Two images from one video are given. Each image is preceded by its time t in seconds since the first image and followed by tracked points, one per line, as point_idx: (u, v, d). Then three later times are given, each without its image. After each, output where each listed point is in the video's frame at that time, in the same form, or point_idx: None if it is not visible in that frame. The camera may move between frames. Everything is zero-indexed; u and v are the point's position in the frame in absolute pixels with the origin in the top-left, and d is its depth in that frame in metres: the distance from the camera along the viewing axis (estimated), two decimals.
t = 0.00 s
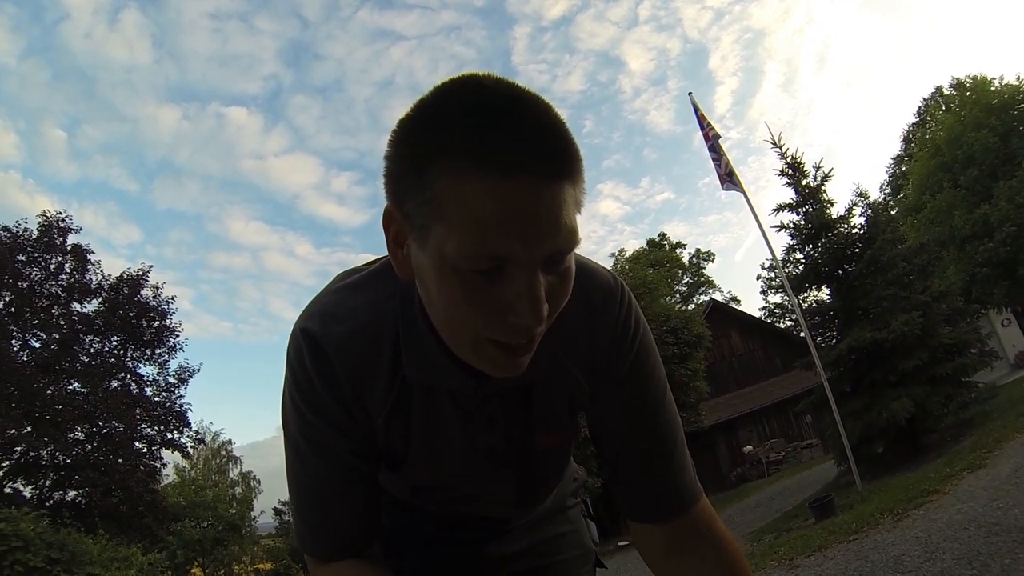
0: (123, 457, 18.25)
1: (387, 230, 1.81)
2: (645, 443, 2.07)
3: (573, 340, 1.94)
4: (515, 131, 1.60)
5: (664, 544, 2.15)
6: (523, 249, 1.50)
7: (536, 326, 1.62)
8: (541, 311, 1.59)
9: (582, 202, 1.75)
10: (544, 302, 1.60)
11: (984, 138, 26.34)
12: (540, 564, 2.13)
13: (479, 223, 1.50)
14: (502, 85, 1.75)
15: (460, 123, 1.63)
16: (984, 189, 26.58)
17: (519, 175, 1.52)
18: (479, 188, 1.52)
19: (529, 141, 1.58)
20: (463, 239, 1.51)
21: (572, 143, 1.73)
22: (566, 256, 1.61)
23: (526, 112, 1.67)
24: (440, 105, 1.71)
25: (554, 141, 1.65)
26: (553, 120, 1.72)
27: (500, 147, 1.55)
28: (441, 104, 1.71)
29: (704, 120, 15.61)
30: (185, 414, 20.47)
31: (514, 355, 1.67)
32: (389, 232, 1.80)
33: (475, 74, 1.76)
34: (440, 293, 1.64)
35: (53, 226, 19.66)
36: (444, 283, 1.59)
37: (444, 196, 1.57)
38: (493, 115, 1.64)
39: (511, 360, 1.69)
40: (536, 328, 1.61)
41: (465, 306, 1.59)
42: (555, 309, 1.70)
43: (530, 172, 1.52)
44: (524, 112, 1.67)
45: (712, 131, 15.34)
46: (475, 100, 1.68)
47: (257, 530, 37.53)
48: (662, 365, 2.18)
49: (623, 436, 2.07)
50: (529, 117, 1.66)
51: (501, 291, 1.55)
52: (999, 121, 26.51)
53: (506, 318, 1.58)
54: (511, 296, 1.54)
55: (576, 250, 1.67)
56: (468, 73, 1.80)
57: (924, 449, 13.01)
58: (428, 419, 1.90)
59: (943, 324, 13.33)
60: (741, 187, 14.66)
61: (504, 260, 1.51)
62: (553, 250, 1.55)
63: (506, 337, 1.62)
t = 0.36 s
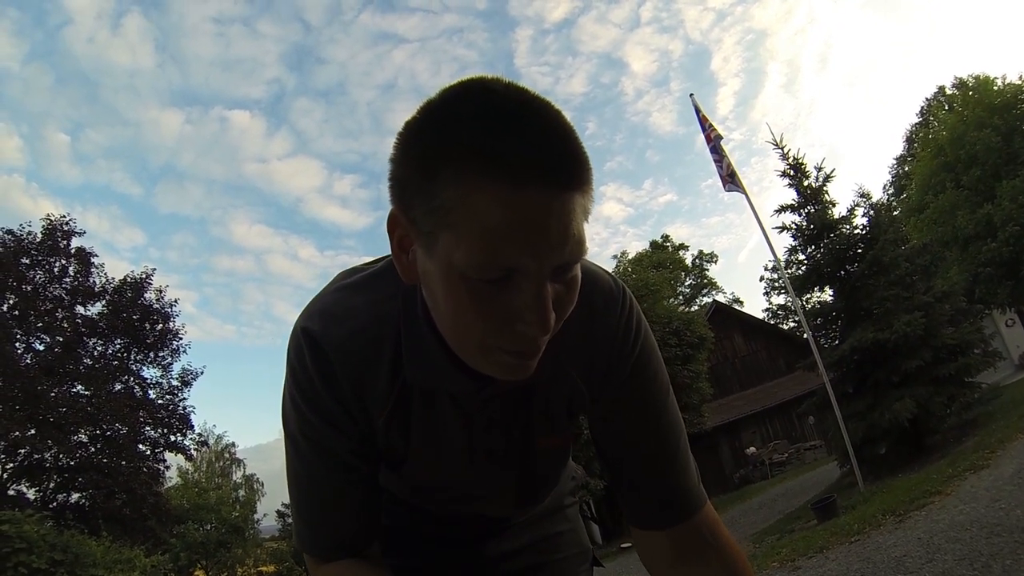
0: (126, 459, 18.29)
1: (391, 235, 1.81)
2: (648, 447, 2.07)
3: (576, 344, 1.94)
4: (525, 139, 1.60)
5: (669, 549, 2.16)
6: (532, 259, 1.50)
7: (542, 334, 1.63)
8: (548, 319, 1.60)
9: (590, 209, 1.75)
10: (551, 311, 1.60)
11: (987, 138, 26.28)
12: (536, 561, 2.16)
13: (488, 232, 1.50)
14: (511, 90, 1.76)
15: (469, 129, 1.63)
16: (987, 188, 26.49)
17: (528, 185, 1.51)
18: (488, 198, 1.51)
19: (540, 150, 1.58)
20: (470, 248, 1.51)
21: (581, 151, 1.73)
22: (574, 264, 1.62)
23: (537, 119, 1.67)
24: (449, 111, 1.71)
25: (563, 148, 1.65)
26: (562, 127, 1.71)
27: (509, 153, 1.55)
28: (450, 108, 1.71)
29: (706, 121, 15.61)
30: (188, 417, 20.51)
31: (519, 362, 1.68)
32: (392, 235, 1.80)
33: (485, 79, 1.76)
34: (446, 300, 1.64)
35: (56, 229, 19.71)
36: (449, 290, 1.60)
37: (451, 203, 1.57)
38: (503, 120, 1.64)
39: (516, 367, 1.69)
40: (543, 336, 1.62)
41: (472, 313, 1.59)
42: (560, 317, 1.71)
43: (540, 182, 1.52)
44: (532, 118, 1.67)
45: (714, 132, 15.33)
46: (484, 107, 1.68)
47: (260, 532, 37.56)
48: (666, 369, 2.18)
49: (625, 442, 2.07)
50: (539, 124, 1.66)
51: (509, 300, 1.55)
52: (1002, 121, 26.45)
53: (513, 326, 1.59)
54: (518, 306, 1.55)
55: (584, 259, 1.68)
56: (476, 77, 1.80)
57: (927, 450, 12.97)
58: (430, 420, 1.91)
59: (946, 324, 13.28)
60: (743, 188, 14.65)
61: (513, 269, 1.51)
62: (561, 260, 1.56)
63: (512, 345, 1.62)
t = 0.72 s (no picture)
0: (134, 470, 18.37)
1: (393, 240, 1.81)
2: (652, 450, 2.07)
3: (578, 350, 1.94)
4: (529, 148, 1.60)
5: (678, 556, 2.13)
6: (536, 271, 1.50)
7: (545, 343, 1.63)
8: (551, 328, 1.60)
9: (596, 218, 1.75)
10: (555, 320, 1.61)
11: (986, 125, 26.23)
12: (533, 559, 2.17)
13: (492, 245, 1.49)
14: (516, 98, 1.76)
15: (474, 139, 1.63)
16: (988, 176, 26.43)
17: (534, 196, 1.51)
18: (493, 209, 1.51)
19: (545, 161, 1.58)
20: (473, 261, 1.52)
21: (587, 159, 1.73)
22: (578, 275, 1.62)
23: (543, 130, 1.67)
24: (454, 118, 1.72)
25: (568, 159, 1.64)
26: (567, 136, 1.72)
27: (515, 164, 1.55)
28: (455, 116, 1.72)
29: (703, 117, 15.62)
30: (195, 426, 20.59)
31: (522, 369, 1.69)
32: (393, 242, 1.81)
33: (492, 88, 1.77)
34: (448, 309, 1.65)
35: (59, 243, 19.80)
36: (452, 300, 1.61)
37: (455, 214, 1.56)
38: (509, 131, 1.64)
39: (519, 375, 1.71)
40: (545, 345, 1.63)
41: (476, 322, 1.60)
42: (564, 325, 1.71)
43: (544, 194, 1.52)
44: (538, 128, 1.67)
45: (711, 128, 15.33)
46: (490, 117, 1.67)
47: (270, 539, 37.66)
48: (669, 372, 2.18)
49: (629, 444, 2.07)
50: (545, 134, 1.66)
51: (513, 310, 1.56)
52: (1001, 108, 26.40)
53: (516, 336, 1.60)
54: (521, 316, 1.56)
55: (587, 269, 1.68)
56: (482, 86, 1.80)
57: (933, 440, 12.95)
58: (429, 422, 1.92)
59: (950, 313, 13.25)
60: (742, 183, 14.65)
61: (517, 281, 1.51)
62: (565, 272, 1.56)
63: (514, 353, 1.63)
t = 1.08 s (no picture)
0: (142, 478, 18.36)
1: (395, 243, 1.81)
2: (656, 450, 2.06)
3: (582, 352, 1.94)
4: (532, 154, 1.60)
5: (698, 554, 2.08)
6: (540, 278, 1.50)
7: (547, 349, 1.63)
8: (554, 333, 1.60)
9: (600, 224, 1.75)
10: (558, 325, 1.61)
11: (986, 113, 26.13)
12: (536, 558, 2.15)
13: (495, 251, 1.50)
14: (518, 101, 1.75)
15: (478, 146, 1.63)
16: (989, 164, 26.32)
17: (537, 203, 1.51)
18: (496, 216, 1.51)
19: (549, 168, 1.57)
20: (476, 266, 1.52)
21: (590, 165, 1.73)
22: (581, 279, 1.62)
23: (546, 136, 1.67)
24: (456, 123, 1.71)
25: (572, 165, 1.64)
26: (570, 141, 1.71)
27: (517, 170, 1.55)
28: (457, 121, 1.72)
29: (702, 113, 15.60)
30: (202, 433, 20.64)
31: (525, 375, 1.70)
32: (395, 246, 1.81)
33: (495, 93, 1.77)
34: (451, 315, 1.65)
35: (63, 254, 19.89)
36: (456, 306, 1.61)
37: (458, 220, 1.56)
38: (513, 137, 1.63)
39: (521, 379, 1.71)
40: (548, 350, 1.63)
41: (478, 327, 1.60)
42: (567, 329, 1.71)
43: (548, 201, 1.52)
44: (541, 133, 1.66)
45: (710, 124, 15.32)
46: (494, 122, 1.67)
47: (279, 545, 37.74)
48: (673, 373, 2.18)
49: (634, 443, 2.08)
50: (549, 140, 1.66)
51: (516, 315, 1.56)
52: (1001, 96, 26.30)
53: (518, 341, 1.60)
54: (525, 322, 1.56)
55: (591, 274, 1.68)
56: (486, 90, 1.79)
57: (940, 431, 12.90)
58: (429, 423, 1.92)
59: (954, 304, 13.19)
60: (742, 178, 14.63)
61: (519, 287, 1.51)
62: (568, 277, 1.56)
63: (516, 357, 1.63)
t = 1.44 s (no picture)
0: (132, 466, 18.27)
1: (398, 241, 1.81)
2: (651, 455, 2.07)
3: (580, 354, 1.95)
4: (537, 154, 1.60)
5: (626, 558, 2.22)
6: (543, 277, 1.52)
7: (548, 348, 1.64)
8: (555, 333, 1.61)
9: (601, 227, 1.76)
10: (559, 325, 1.61)
11: (989, 136, 26.24)
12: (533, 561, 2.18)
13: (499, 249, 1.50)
14: (524, 102, 1.76)
15: (484, 145, 1.63)
16: (990, 187, 26.43)
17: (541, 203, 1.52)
18: (502, 214, 1.52)
19: (554, 168, 1.58)
20: (480, 263, 1.52)
21: (595, 167, 1.74)
22: (582, 281, 1.62)
23: (552, 137, 1.67)
24: (463, 123, 1.72)
25: (577, 165, 1.65)
26: (576, 142, 1.72)
27: (523, 170, 1.55)
28: (464, 121, 1.72)
29: (706, 125, 15.63)
30: (193, 424, 20.59)
31: (522, 374, 1.71)
32: (398, 242, 1.81)
33: (502, 92, 1.78)
34: (452, 312, 1.65)
35: (61, 238, 19.85)
36: (457, 302, 1.61)
37: (462, 217, 1.57)
38: (519, 137, 1.64)
39: (521, 378, 1.72)
40: (547, 350, 1.64)
41: (480, 325, 1.60)
42: (566, 330, 1.72)
43: (552, 200, 1.53)
44: (547, 135, 1.67)
45: (713, 135, 15.36)
46: (500, 122, 1.67)
47: (266, 540, 37.60)
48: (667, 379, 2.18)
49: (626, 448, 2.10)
50: (554, 141, 1.66)
51: (517, 315, 1.57)
52: (1003, 119, 26.43)
53: (520, 340, 1.60)
54: (526, 320, 1.56)
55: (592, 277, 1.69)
56: (492, 90, 1.80)
57: (932, 450, 12.91)
58: (428, 423, 1.93)
59: (950, 324, 13.23)
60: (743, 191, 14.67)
61: (522, 287, 1.52)
62: (570, 277, 1.57)
63: (517, 356, 1.64)
